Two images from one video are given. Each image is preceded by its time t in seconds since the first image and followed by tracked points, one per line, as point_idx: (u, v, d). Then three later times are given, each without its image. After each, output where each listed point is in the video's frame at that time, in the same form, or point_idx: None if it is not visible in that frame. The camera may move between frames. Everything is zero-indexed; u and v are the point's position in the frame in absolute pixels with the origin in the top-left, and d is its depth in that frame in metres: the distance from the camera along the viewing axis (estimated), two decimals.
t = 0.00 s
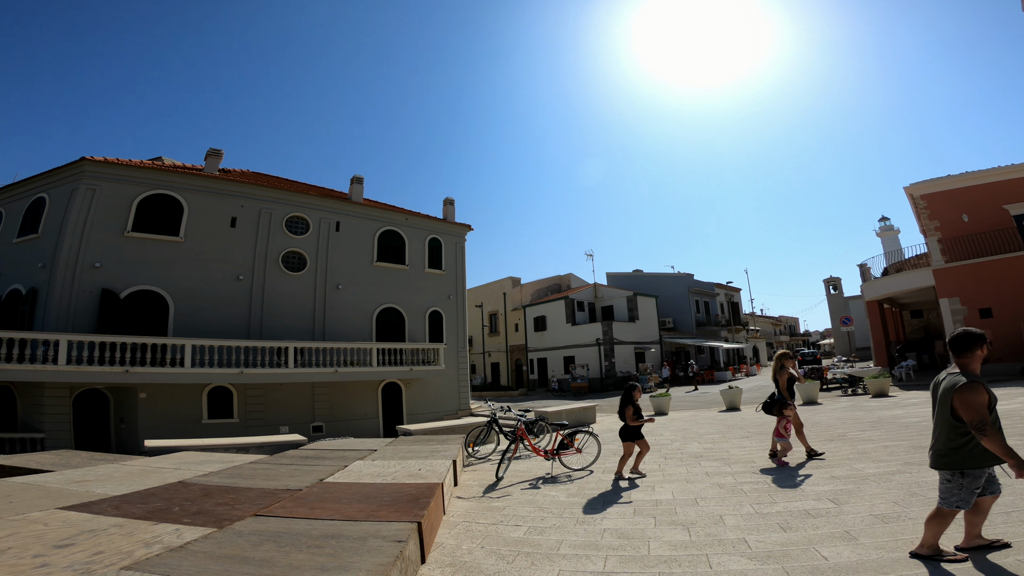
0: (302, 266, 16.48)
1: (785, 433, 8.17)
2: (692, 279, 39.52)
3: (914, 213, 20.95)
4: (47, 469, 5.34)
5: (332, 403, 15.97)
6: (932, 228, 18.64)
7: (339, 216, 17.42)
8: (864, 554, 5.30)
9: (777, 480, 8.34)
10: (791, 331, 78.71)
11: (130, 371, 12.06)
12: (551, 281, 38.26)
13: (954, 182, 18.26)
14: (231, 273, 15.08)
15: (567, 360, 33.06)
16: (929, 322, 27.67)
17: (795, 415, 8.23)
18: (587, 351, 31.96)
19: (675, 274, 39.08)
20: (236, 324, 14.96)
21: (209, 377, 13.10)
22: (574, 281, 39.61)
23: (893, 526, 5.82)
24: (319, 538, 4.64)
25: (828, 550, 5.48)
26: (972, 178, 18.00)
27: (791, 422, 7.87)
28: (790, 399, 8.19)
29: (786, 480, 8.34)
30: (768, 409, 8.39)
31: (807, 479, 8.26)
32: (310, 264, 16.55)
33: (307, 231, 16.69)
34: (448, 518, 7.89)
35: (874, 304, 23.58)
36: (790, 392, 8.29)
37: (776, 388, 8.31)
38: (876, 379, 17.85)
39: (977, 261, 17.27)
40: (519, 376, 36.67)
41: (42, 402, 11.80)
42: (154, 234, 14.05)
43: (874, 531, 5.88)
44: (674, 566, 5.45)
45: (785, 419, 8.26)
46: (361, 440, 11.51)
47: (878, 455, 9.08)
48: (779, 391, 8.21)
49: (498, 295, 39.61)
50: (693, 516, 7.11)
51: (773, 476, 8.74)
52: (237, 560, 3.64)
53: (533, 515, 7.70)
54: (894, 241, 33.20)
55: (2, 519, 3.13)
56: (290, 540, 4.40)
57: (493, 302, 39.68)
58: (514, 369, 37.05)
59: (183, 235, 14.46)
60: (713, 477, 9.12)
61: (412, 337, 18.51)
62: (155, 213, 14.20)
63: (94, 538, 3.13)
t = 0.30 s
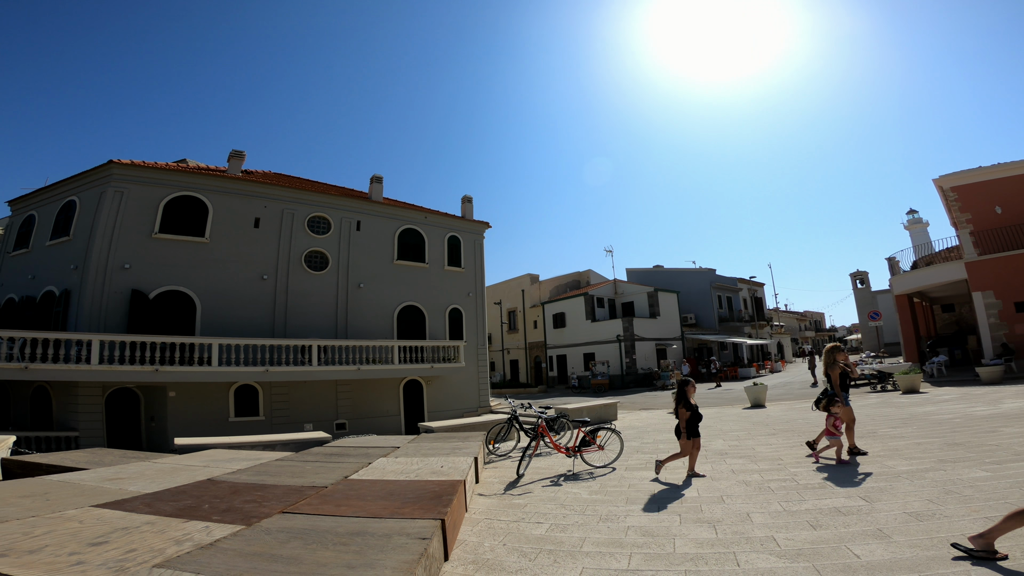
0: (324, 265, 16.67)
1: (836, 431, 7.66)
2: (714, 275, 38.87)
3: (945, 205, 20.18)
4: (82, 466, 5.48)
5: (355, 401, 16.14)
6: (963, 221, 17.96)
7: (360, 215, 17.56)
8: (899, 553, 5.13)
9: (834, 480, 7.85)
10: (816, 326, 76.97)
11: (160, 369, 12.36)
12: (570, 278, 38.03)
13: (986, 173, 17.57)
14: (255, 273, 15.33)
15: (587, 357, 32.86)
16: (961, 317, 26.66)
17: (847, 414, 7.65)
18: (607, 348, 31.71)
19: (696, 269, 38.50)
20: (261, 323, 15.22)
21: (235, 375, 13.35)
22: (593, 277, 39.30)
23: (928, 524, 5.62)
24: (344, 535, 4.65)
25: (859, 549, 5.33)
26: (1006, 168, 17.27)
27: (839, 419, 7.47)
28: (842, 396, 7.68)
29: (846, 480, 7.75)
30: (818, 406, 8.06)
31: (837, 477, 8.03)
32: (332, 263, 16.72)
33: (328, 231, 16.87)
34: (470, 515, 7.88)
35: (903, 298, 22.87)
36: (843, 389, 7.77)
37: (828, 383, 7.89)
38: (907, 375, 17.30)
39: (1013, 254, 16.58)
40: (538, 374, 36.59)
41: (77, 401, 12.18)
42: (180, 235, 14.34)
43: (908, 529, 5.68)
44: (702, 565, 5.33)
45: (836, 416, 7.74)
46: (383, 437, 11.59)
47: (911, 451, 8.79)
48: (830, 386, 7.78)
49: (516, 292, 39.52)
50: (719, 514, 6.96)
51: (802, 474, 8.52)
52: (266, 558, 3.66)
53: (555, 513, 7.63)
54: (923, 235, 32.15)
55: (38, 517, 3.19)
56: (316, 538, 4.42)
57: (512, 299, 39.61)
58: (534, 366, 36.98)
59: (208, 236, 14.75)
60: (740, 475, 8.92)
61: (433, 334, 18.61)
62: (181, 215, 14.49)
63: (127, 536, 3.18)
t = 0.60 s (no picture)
0: (344, 263, 16.82)
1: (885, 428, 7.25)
2: (735, 269, 38.24)
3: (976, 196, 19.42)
4: (111, 463, 5.58)
5: (375, 398, 16.29)
6: (993, 214, 17.38)
7: (379, 213, 17.66)
8: (932, 551, 4.96)
9: (863, 477, 7.64)
10: (840, 321, 75.29)
11: (186, 368, 12.61)
12: (587, 274, 37.78)
13: (1018, 164, 16.86)
14: (277, 271, 15.53)
15: (605, 353, 32.65)
16: (992, 311, 25.71)
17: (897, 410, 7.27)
18: (626, 345, 31.46)
19: (716, 264, 37.94)
20: (283, 321, 15.42)
21: (258, 373, 13.55)
22: (611, 273, 38.96)
23: (962, 522, 5.42)
24: (367, 532, 4.66)
25: (889, 547, 5.18)
26: None
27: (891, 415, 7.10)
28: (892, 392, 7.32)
29: (902, 480, 7.22)
30: (864, 402, 7.61)
31: (865, 474, 7.82)
32: (352, 261, 16.86)
33: (347, 229, 17.02)
34: (490, 512, 7.85)
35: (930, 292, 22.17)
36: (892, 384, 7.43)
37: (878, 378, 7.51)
38: (936, 370, 16.76)
39: None
40: (556, 370, 36.49)
41: (107, 399, 12.51)
42: (203, 235, 14.60)
43: (940, 527, 5.50)
44: (726, 562, 5.23)
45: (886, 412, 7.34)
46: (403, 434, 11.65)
47: (943, 448, 8.50)
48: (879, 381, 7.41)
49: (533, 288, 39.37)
50: (744, 512, 6.82)
51: (828, 471, 8.31)
52: (291, 555, 3.67)
53: (575, 510, 7.55)
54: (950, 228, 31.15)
55: (70, 514, 3.24)
56: (340, 534, 4.43)
57: (529, 296, 39.51)
58: (551, 363, 36.88)
59: (231, 235, 14.98)
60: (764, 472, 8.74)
61: (452, 331, 18.66)
62: (205, 215, 14.75)
63: (156, 533, 3.21)
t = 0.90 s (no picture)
0: (362, 260, 16.92)
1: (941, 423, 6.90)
2: (755, 264, 37.56)
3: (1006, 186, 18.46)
4: (139, 460, 5.68)
5: (394, 394, 16.40)
6: None
7: (396, 211, 17.72)
8: (966, 549, 4.79)
9: (892, 475, 7.42)
10: (863, 316, 73.55)
11: (210, 365, 12.82)
12: (604, 269, 37.48)
13: None
14: (297, 269, 15.70)
15: (623, 349, 32.40)
16: None
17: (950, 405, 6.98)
18: (644, 341, 31.16)
19: (736, 258, 37.32)
20: (303, 319, 15.60)
21: (280, 370, 13.72)
22: (628, 268, 38.58)
23: (998, 520, 5.22)
24: (389, 529, 4.65)
25: (921, 545, 5.02)
26: None
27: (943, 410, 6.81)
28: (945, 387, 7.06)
29: (971, 480, 6.75)
30: (916, 398, 7.37)
31: (894, 471, 7.60)
32: (370, 258, 16.97)
33: (365, 227, 17.12)
34: (509, 509, 7.80)
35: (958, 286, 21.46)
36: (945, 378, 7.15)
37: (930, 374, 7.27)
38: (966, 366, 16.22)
39: None
40: (573, 366, 36.36)
41: (134, 396, 12.80)
42: (225, 234, 14.82)
43: (974, 525, 5.30)
44: (752, 561, 5.10)
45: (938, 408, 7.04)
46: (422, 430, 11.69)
47: (977, 445, 8.20)
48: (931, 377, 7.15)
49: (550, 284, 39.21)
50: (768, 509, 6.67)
51: (855, 468, 8.10)
52: (315, 552, 3.67)
53: (596, 507, 7.47)
54: (977, 222, 30.09)
55: (100, 511, 3.29)
56: (363, 532, 4.43)
57: (545, 292, 39.36)
58: (568, 359, 36.75)
59: (251, 234, 15.18)
60: (788, 470, 8.55)
61: (469, 328, 18.70)
62: (226, 214, 14.96)
63: (182, 530, 3.24)
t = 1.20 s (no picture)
0: (380, 257, 17.00)
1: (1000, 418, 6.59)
2: (777, 258, 36.85)
3: None
4: (166, 457, 5.76)
5: (412, 390, 16.48)
6: None
7: (413, 208, 17.76)
8: (1005, 548, 4.60)
9: (926, 472, 7.17)
10: (888, 310, 71.76)
11: (233, 362, 13.00)
12: (622, 265, 37.13)
13: None
14: (317, 267, 15.84)
15: (642, 345, 32.11)
16: None
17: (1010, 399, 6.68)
18: (663, 336, 30.83)
19: (756, 252, 36.67)
20: (323, 316, 15.75)
21: (301, 366, 13.86)
22: (646, 263, 38.15)
23: None
24: (411, 526, 4.62)
25: (956, 543, 4.83)
26: None
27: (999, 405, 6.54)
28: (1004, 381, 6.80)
29: None
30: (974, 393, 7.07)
31: (926, 469, 7.36)
32: (388, 255, 17.04)
33: (383, 224, 17.20)
34: (529, 505, 7.73)
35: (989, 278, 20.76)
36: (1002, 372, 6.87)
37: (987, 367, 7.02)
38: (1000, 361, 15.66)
39: None
40: (590, 362, 36.17)
41: (160, 393, 13.05)
42: (246, 232, 15.01)
43: (1012, 524, 5.09)
44: (780, 559, 4.96)
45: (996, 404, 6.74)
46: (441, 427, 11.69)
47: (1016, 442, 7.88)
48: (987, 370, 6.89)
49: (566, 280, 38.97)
50: (796, 507, 6.49)
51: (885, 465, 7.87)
52: (339, 550, 3.66)
53: (617, 504, 7.36)
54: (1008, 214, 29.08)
55: (129, 509, 3.32)
56: (386, 529, 4.41)
57: (562, 287, 39.16)
58: (586, 355, 36.58)
59: (272, 232, 15.35)
60: (815, 467, 8.33)
61: (487, 324, 18.69)
62: (246, 213, 15.14)
63: (209, 528, 3.25)
